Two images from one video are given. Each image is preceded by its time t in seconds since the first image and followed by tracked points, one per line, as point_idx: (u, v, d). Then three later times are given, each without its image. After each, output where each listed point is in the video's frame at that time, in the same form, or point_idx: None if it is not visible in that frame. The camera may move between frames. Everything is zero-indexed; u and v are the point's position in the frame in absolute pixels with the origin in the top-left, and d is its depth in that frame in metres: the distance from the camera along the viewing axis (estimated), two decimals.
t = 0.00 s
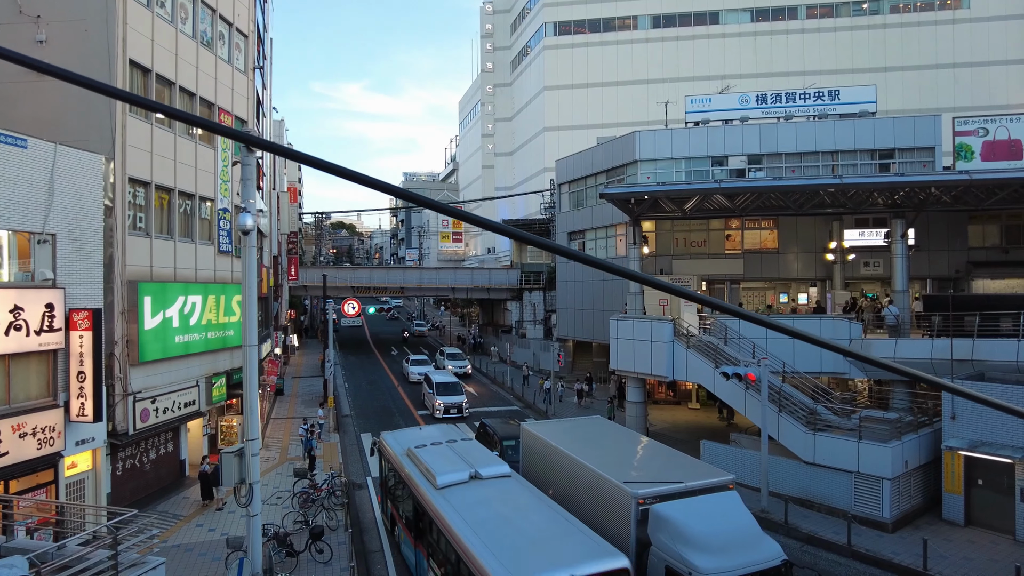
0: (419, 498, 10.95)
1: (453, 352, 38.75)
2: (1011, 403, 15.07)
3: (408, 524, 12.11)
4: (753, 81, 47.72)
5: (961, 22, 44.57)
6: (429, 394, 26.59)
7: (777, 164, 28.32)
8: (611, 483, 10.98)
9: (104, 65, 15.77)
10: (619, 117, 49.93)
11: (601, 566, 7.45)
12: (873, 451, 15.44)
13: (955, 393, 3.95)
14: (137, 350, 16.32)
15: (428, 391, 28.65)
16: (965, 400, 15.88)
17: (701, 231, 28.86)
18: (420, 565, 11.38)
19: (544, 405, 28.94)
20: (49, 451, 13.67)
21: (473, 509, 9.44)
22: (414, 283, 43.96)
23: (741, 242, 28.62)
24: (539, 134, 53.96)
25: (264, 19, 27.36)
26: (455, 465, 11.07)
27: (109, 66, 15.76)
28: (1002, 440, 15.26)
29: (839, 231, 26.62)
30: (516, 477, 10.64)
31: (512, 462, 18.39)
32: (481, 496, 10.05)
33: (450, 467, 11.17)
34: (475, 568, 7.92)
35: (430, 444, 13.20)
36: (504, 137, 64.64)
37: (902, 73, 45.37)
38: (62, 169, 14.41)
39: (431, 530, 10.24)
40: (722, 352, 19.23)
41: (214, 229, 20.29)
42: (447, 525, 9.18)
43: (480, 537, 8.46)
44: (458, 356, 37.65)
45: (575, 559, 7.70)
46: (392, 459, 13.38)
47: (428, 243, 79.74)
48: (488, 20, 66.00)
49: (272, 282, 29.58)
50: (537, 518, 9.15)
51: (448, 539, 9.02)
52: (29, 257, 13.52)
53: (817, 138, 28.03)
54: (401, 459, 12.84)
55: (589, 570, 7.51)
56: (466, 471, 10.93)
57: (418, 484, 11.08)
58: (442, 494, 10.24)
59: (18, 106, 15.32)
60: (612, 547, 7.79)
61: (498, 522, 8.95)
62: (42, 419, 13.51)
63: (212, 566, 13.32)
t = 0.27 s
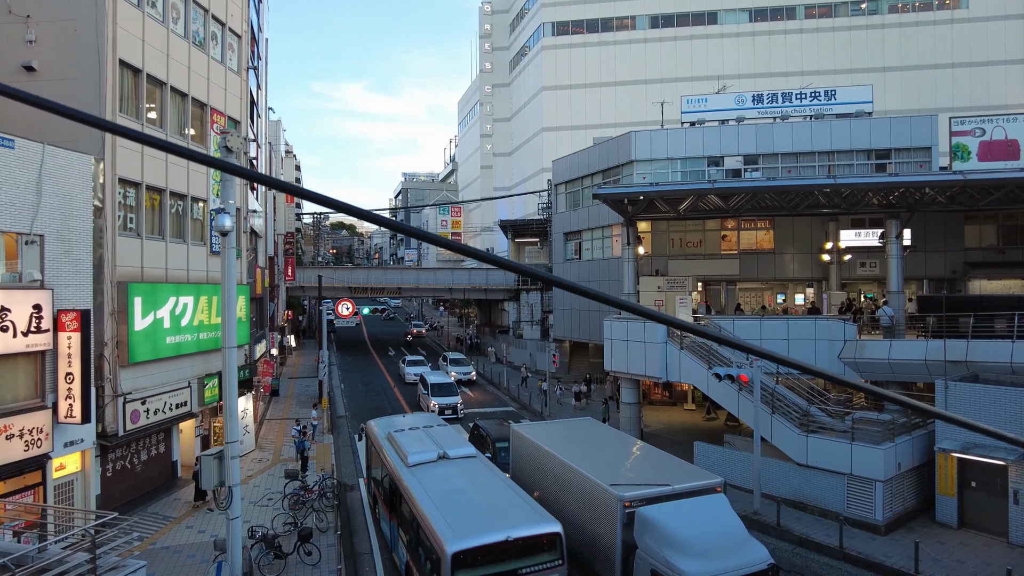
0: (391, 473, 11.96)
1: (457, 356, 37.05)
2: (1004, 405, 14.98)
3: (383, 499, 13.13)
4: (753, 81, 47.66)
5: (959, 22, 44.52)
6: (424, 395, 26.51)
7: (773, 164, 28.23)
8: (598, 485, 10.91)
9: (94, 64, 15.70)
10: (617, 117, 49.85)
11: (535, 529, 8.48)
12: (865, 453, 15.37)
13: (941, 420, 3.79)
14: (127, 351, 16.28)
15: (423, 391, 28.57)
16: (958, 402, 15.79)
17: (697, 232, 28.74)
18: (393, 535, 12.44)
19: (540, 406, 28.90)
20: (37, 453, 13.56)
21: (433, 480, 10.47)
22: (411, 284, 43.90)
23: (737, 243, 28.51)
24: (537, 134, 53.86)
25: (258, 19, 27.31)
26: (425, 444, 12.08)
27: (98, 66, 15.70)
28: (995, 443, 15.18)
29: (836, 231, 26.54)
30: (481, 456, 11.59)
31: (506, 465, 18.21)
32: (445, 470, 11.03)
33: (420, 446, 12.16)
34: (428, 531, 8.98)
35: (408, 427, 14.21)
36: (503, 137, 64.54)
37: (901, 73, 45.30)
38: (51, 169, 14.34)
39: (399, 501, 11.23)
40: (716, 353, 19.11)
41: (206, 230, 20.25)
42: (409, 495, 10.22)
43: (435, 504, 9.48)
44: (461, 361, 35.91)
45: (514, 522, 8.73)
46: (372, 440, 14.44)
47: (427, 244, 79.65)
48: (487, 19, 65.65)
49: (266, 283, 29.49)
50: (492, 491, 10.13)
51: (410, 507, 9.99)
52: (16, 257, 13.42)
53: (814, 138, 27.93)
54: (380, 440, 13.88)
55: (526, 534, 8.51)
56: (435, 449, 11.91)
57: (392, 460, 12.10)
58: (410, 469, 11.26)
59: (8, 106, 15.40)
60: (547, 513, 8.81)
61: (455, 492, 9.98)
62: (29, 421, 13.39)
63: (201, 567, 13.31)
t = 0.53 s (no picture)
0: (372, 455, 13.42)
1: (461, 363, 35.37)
2: (1000, 407, 14.84)
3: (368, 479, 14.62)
4: (752, 81, 47.55)
5: (959, 21, 44.37)
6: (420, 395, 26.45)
7: (770, 164, 28.12)
8: (586, 487, 10.84)
9: (85, 64, 15.64)
10: (616, 117, 49.73)
11: (488, 501, 9.90)
12: (859, 454, 15.28)
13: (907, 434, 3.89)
14: (118, 352, 16.21)
15: (419, 392, 28.52)
16: (953, 404, 15.64)
17: (694, 232, 28.68)
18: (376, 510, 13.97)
19: (536, 407, 28.82)
20: (27, 454, 13.43)
21: (407, 459, 11.95)
22: (409, 284, 43.86)
23: (734, 243, 28.44)
24: (536, 134, 53.76)
25: (253, 19, 27.25)
26: (403, 428, 13.48)
27: (89, 65, 15.64)
28: (990, 445, 15.03)
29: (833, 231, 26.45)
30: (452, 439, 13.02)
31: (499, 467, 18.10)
32: (419, 452, 12.46)
33: (399, 430, 13.57)
34: (397, 502, 10.46)
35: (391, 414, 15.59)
36: (502, 137, 64.43)
37: (900, 73, 45.16)
38: (40, 169, 14.27)
39: (379, 480, 12.69)
40: (710, 354, 19.03)
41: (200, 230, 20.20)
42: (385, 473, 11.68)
43: (405, 481, 10.92)
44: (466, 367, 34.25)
45: (469, 494, 10.20)
46: (359, 425, 15.87)
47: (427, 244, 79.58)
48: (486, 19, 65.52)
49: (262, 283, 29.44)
50: (458, 470, 11.54)
51: (385, 484, 11.43)
52: (5, 257, 13.31)
53: (811, 138, 27.83)
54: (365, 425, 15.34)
55: (479, 504, 9.94)
56: (413, 434, 13.34)
57: (374, 443, 13.54)
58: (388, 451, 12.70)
59: None
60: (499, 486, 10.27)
61: (424, 470, 11.44)
62: (18, 422, 13.26)
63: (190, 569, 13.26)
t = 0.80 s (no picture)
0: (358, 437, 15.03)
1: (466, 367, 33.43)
2: (997, 408, 14.69)
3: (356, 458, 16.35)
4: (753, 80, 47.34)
5: (961, 20, 44.14)
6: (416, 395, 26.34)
7: (769, 163, 27.97)
8: (576, 489, 10.75)
9: (76, 62, 15.56)
10: (616, 117, 49.56)
11: (453, 476, 11.48)
12: (854, 456, 15.17)
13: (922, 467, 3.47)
14: (109, 351, 16.14)
15: (416, 392, 28.42)
16: (950, 404, 15.49)
17: (692, 232, 28.54)
18: (363, 488, 15.61)
19: (533, 407, 28.71)
20: (16, 455, 13.33)
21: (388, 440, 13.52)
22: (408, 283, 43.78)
23: (732, 243, 28.29)
24: (536, 133, 53.62)
25: (250, 18, 27.16)
26: (386, 414, 15.05)
27: (80, 63, 15.56)
28: (986, 446, 14.86)
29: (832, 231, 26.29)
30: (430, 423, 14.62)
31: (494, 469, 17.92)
32: (398, 435, 14.08)
33: (383, 416, 15.16)
34: (375, 477, 12.01)
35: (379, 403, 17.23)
36: (502, 137, 64.27)
37: (902, 72, 44.93)
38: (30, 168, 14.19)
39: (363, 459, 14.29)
40: (706, 355, 18.90)
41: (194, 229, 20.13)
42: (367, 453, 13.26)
43: (383, 459, 12.51)
44: (472, 373, 32.24)
45: (439, 471, 11.78)
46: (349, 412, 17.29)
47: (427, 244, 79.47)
48: (486, 18, 65.46)
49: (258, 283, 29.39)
50: (432, 451, 13.09)
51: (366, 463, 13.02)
52: None
53: (810, 137, 27.64)
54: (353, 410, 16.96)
55: (446, 480, 11.51)
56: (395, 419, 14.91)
57: (360, 427, 15.15)
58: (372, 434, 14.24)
59: None
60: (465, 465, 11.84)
61: (402, 451, 12.99)
62: (7, 421, 13.17)
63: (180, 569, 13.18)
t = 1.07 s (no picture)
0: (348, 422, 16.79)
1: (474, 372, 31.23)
2: (995, 410, 14.54)
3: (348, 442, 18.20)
4: (754, 79, 47.10)
5: (964, 18, 43.88)
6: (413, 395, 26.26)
7: (768, 162, 27.79)
8: (567, 491, 10.69)
9: (69, 61, 15.53)
10: (617, 115, 49.37)
11: (427, 457, 13.17)
12: (851, 457, 15.04)
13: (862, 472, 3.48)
14: (102, 350, 16.09)
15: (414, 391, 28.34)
16: (947, 405, 15.36)
17: (691, 231, 28.38)
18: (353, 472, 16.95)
19: (531, 407, 28.61)
20: (7, 455, 13.28)
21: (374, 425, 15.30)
22: (408, 283, 43.72)
23: (731, 242, 28.13)
24: (537, 133, 53.48)
25: (246, 17, 27.10)
26: (375, 402, 16.79)
27: (72, 62, 15.53)
28: (984, 447, 14.72)
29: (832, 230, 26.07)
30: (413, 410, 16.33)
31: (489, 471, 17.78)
32: (384, 421, 15.80)
33: (372, 404, 16.93)
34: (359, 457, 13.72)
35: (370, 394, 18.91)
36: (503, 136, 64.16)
37: (904, 70, 44.67)
38: (22, 167, 14.15)
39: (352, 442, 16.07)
40: (703, 354, 18.73)
41: (189, 228, 20.09)
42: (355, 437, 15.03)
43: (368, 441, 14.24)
44: (480, 380, 29.96)
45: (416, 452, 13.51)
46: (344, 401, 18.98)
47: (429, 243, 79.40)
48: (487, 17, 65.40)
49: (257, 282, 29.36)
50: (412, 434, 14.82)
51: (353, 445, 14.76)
52: None
53: (809, 136, 27.42)
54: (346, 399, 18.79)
55: (421, 459, 13.21)
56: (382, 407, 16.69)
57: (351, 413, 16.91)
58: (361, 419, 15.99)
59: None
60: (438, 446, 13.57)
61: (385, 435, 14.73)
62: None
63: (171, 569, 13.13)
